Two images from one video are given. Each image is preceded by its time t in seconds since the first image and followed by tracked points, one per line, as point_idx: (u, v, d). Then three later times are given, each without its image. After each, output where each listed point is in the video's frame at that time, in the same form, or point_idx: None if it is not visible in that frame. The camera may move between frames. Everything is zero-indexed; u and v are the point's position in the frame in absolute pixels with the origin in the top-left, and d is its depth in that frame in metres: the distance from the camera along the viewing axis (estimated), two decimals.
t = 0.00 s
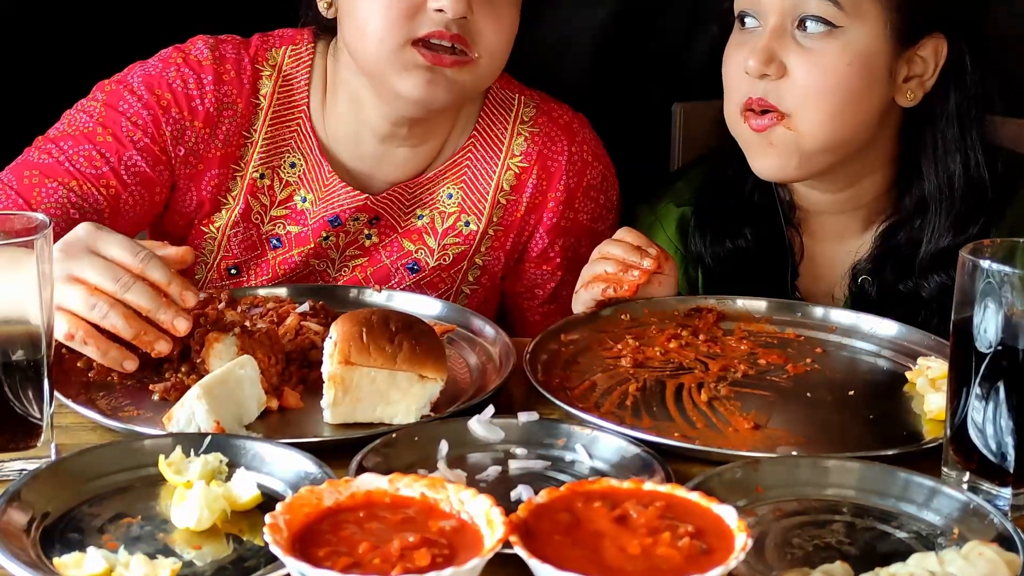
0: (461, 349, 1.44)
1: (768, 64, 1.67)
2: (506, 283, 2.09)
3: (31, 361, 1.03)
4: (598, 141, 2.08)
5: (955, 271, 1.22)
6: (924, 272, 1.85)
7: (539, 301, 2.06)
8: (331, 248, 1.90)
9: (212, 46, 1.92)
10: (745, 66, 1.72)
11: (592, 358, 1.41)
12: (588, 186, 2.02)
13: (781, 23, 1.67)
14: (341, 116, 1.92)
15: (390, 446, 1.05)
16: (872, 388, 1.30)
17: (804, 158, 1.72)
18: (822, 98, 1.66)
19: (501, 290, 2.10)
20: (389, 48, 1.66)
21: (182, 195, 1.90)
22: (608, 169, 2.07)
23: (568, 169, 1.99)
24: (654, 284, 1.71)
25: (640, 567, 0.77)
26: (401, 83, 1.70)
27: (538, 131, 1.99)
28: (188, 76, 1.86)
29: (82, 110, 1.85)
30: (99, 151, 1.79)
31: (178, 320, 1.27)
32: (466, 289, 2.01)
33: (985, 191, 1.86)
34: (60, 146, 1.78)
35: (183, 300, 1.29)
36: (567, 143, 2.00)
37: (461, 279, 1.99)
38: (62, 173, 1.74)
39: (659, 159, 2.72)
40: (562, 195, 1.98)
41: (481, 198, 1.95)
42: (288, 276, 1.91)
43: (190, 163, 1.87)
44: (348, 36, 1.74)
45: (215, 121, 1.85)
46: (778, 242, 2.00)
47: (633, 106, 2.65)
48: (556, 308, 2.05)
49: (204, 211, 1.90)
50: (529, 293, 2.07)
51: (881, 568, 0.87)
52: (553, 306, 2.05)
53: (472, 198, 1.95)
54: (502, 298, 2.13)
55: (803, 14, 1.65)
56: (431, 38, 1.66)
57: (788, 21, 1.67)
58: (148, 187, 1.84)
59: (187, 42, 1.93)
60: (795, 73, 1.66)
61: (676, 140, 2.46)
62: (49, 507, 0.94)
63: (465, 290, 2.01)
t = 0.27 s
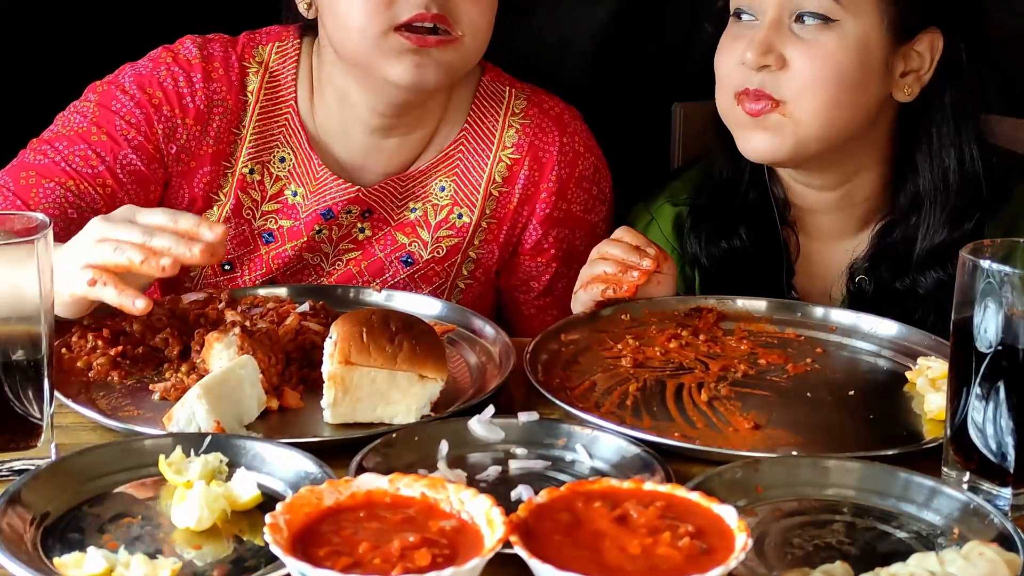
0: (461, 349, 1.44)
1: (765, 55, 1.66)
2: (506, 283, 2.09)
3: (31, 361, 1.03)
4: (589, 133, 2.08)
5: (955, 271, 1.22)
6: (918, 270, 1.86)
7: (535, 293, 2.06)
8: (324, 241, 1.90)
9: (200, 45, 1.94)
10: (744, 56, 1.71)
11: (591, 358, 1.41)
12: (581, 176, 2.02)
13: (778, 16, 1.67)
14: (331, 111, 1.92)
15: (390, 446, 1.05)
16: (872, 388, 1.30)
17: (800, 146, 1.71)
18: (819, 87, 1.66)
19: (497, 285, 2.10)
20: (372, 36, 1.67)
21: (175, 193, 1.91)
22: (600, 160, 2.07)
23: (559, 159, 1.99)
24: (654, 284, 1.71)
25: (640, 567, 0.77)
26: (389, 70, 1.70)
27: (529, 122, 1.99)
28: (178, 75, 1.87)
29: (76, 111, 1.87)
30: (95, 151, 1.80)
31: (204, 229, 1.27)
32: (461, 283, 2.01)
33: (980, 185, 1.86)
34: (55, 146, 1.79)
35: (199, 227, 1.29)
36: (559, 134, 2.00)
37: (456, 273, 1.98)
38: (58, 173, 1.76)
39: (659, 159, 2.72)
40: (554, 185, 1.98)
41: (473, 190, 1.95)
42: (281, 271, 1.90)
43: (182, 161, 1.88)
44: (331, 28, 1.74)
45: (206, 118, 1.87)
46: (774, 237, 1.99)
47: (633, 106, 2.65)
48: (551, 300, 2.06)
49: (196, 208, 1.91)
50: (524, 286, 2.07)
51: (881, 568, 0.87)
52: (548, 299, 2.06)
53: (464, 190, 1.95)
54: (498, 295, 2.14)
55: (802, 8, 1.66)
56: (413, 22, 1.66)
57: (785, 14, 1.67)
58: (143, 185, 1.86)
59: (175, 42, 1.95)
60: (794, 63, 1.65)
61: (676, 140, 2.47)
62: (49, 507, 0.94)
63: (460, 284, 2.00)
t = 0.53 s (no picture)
0: (461, 349, 1.44)
1: (858, 24, 1.65)
2: (505, 283, 2.09)
3: (31, 361, 1.03)
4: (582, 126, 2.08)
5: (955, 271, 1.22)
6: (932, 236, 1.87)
7: (531, 287, 2.05)
8: (319, 236, 1.89)
9: (191, 43, 1.95)
10: (824, 27, 1.68)
11: (592, 358, 1.41)
12: (573, 169, 2.02)
13: None
14: (320, 106, 1.92)
15: (390, 446, 1.05)
16: (872, 388, 1.30)
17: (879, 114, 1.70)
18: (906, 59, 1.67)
19: (493, 282, 2.10)
20: (352, 33, 1.67)
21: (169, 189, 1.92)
22: (593, 154, 2.07)
23: (552, 152, 1.99)
24: (656, 283, 1.71)
25: (640, 567, 0.77)
26: (373, 66, 1.70)
27: (521, 116, 1.99)
28: (171, 72, 1.88)
29: (70, 109, 1.87)
30: (92, 148, 1.80)
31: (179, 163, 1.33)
32: (457, 279, 2.00)
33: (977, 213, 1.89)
34: (52, 145, 1.79)
35: (179, 159, 1.33)
36: (551, 127, 2.00)
37: (451, 268, 1.98)
38: (57, 171, 1.75)
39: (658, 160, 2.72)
40: (547, 178, 1.98)
41: (467, 183, 1.95)
42: (277, 266, 1.90)
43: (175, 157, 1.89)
44: (313, 24, 1.74)
45: (199, 115, 1.88)
46: (773, 255, 1.97)
47: (633, 107, 2.65)
48: (547, 294, 2.05)
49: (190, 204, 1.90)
50: (520, 280, 2.06)
51: (881, 568, 0.87)
52: (544, 293, 2.05)
53: (458, 183, 1.95)
54: (494, 291, 2.13)
55: None
56: (391, 15, 1.66)
57: None
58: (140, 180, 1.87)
59: (167, 41, 1.96)
60: (882, 34, 1.66)
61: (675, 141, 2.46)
62: (48, 507, 0.94)
63: (456, 279, 2.00)
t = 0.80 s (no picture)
0: (461, 349, 1.44)
1: (861, 74, 1.64)
2: (505, 283, 2.09)
3: (31, 361, 1.03)
4: (578, 124, 2.08)
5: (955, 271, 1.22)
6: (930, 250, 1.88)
7: (528, 286, 2.05)
8: (317, 234, 1.89)
9: (192, 42, 1.95)
10: (829, 70, 1.67)
11: (592, 358, 1.41)
12: (570, 167, 2.02)
13: (863, 32, 1.64)
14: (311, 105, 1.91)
15: (390, 445, 1.05)
16: (872, 388, 1.30)
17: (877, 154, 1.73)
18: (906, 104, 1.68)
19: (492, 282, 2.10)
20: (327, 30, 1.67)
21: (169, 188, 1.91)
22: (590, 152, 2.07)
23: (548, 150, 1.99)
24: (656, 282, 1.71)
25: (640, 567, 0.77)
26: (353, 61, 1.70)
27: (517, 115, 1.99)
28: (172, 71, 1.89)
29: (73, 107, 1.87)
30: (94, 146, 1.81)
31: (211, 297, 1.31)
32: (455, 278, 2.00)
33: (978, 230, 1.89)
34: (54, 142, 1.80)
35: (193, 282, 1.31)
36: (548, 125, 2.00)
37: (450, 267, 1.98)
38: (60, 168, 1.76)
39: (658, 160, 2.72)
40: (544, 176, 1.98)
41: (464, 182, 1.95)
42: (275, 264, 1.90)
43: (176, 156, 1.88)
44: (289, 23, 1.74)
45: (200, 114, 1.87)
46: (772, 254, 1.97)
47: (632, 107, 2.65)
48: (545, 293, 2.05)
49: (190, 203, 1.91)
50: (517, 279, 2.06)
51: (881, 568, 0.87)
52: (542, 291, 2.05)
53: (455, 181, 1.95)
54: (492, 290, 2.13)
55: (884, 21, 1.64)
56: (361, 10, 1.65)
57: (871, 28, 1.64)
58: (142, 179, 1.86)
59: (168, 40, 1.96)
60: (885, 80, 1.65)
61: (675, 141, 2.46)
62: (48, 507, 0.93)
63: (455, 279, 1.99)
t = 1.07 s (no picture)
0: (461, 349, 1.44)
1: (845, 102, 1.62)
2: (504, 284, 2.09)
3: (31, 361, 1.03)
4: (576, 125, 2.08)
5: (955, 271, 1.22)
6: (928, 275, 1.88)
7: (528, 287, 2.05)
8: (316, 236, 1.89)
9: (191, 42, 1.95)
10: (813, 98, 1.67)
11: (592, 357, 1.41)
12: (569, 169, 2.02)
13: (852, 61, 1.62)
14: (307, 108, 1.91)
15: (390, 445, 1.05)
16: (872, 388, 1.30)
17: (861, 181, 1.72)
18: (890, 131, 1.66)
19: (491, 283, 2.10)
20: (315, 45, 1.68)
21: (168, 188, 1.92)
22: (588, 153, 2.07)
23: (547, 152, 1.98)
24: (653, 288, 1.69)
25: (640, 567, 0.77)
26: (341, 75, 1.71)
27: (515, 117, 1.99)
28: (171, 71, 1.89)
29: (71, 108, 1.87)
30: (93, 146, 1.81)
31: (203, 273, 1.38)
32: (455, 280, 2.00)
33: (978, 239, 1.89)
34: (53, 142, 1.80)
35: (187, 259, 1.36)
36: (546, 127, 2.00)
37: (449, 269, 1.97)
38: (58, 168, 1.76)
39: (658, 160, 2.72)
40: (542, 178, 1.98)
41: (462, 184, 1.95)
42: (274, 266, 1.89)
43: (174, 156, 1.89)
44: (278, 31, 1.74)
45: (198, 114, 1.88)
46: (772, 253, 1.97)
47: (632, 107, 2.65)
48: (544, 294, 2.05)
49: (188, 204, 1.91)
50: (517, 280, 2.06)
51: (881, 568, 0.87)
52: (541, 292, 2.05)
53: (453, 183, 1.95)
54: (493, 290, 2.13)
55: (874, 50, 1.61)
56: (346, 26, 1.65)
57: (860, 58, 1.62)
58: (140, 178, 1.87)
59: (167, 41, 1.96)
60: (869, 109, 1.64)
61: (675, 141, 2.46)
62: (48, 507, 0.94)
63: (454, 281, 1.99)
